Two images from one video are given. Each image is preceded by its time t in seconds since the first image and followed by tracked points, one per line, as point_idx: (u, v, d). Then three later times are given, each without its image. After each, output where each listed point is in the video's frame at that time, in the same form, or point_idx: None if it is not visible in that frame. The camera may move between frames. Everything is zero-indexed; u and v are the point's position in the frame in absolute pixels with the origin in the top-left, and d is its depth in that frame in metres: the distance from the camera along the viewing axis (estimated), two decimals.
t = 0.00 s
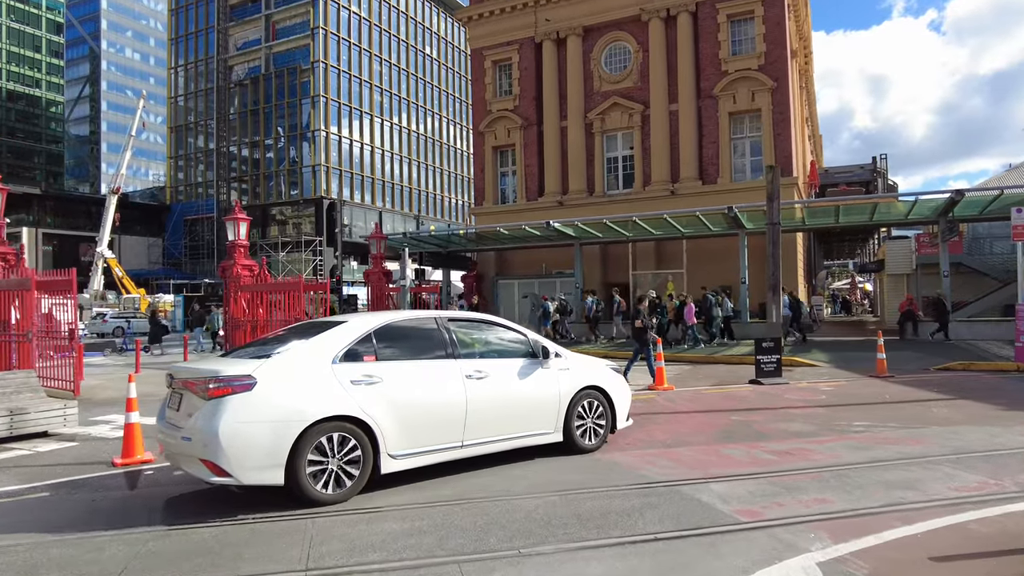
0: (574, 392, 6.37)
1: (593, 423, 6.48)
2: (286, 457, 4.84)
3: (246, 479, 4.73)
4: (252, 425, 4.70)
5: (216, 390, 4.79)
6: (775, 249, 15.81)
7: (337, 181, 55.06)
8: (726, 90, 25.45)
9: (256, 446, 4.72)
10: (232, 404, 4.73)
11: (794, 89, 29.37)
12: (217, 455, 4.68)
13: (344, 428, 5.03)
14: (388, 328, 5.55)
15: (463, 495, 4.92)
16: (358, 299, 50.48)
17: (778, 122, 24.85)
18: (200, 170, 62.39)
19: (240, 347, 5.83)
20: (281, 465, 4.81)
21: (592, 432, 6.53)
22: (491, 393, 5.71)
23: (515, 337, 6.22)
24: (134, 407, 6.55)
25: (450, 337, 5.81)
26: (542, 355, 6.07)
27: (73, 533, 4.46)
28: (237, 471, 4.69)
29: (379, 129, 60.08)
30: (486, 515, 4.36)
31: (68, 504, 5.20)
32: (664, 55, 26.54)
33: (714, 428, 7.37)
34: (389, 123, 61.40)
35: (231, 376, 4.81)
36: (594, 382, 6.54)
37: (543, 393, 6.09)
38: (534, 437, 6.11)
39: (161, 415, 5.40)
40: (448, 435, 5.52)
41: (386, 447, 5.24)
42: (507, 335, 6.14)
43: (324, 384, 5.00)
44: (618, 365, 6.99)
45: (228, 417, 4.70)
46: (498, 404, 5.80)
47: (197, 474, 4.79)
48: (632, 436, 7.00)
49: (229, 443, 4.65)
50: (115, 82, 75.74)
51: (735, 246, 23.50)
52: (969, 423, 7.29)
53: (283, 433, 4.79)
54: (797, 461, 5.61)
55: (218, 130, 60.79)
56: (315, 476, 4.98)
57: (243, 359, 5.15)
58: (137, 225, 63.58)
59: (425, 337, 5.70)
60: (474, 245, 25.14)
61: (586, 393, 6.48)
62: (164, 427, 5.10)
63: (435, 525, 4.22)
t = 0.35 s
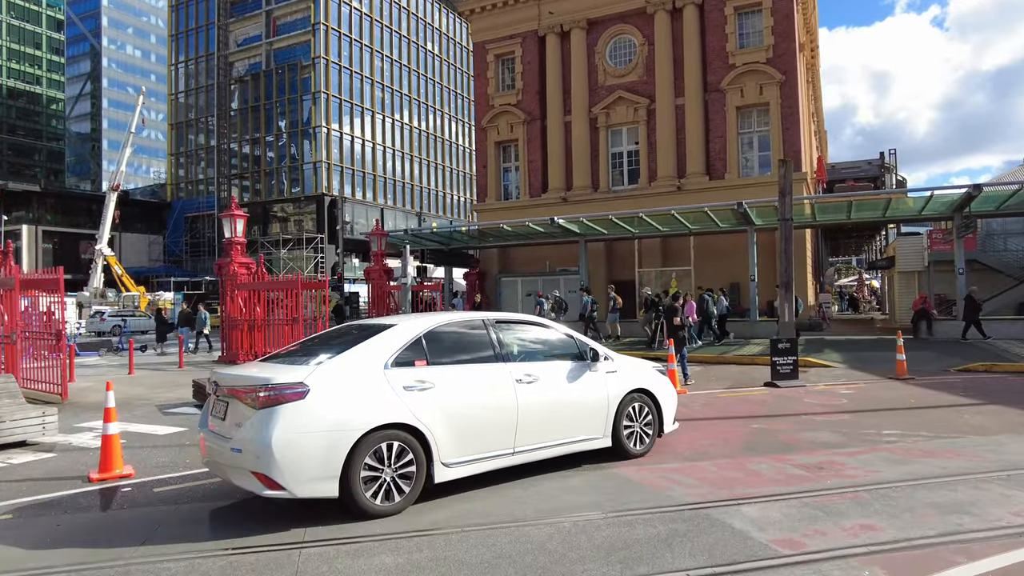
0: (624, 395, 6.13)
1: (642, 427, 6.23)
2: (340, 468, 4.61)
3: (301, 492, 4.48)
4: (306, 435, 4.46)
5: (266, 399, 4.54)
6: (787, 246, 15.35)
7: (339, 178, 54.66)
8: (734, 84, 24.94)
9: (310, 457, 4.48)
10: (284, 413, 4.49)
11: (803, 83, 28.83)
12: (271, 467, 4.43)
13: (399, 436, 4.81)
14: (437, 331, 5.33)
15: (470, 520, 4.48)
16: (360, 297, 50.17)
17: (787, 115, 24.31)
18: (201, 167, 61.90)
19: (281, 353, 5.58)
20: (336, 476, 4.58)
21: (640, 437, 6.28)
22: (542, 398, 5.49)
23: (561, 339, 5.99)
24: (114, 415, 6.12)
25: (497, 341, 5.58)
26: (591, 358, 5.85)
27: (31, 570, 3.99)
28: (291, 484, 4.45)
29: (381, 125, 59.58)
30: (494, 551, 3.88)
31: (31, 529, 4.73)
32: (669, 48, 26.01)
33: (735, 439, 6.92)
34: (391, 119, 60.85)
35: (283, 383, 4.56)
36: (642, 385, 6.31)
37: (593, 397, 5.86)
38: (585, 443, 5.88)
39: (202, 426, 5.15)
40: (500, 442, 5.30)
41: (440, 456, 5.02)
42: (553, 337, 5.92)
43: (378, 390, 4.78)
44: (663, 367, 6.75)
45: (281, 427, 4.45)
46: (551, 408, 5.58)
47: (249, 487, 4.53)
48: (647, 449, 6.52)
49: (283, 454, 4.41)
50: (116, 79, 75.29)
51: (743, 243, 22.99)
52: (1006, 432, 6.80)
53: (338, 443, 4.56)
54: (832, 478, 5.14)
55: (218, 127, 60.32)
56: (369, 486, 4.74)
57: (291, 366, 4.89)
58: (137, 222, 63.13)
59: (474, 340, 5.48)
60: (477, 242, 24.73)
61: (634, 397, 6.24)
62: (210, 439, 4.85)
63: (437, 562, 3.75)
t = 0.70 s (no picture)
0: (680, 394, 5.96)
1: (697, 427, 6.05)
2: (408, 468, 4.45)
3: (372, 493, 4.32)
4: (375, 434, 4.30)
5: (334, 398, 4.38)
6: (802, 242, 14.90)
7: (342, 177, 54.34)
8: (743, 79, 24.47)
9: (379, 457, 4.32)
10: (354, 412, 4.33)
11: (813, 80, 28.37)
12: (342, 468, 4.26)
13: (466, 435, 4.65)
14: (497, 328, 5.16)
15: (487, 539, 4.13)
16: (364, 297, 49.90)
17: (797, 111, 23.86)
18: (203, 165, 61.55)
19: (336, 350, 5.42)
20: (406, 475, 4.41)
21: (694, 436, 6.10)
22: (602, 396, 5.32)
23: (616, 336, 5.81)
24: (101, 420, 5.74)
25: (555, 338, 5.41)
26: (647, 356, 5.68)
27: None
28: (362, 484, 4.28)
29: (384, 124, 59.25)
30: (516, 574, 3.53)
31: (3, 545, 4.36)
32: (677, 43, 25.57)
33: (760, 446, 6.52)
34: (394, 117, 60.46)
35: (352, 381, 4.40)
36: (696, 384, 6.12)
37: (651, 397, 5.69)
38: (642, 443, 5.70)
39: (262, 427, 4.99)
40: (561, 440, 5.13)
41: (505, 455, 4.86)
42: (609, 334, 5.74)
43: (443, 388, 4.62)
44: (713, 365, 6.57)
45: (351, 426, 4.29)
46: (610, 407, 5.41)
47: (317, 488, 4.37)
48: (667, 456, 6.13)
49: (354, 454, 4.25)
50: (120, 78, 75.11)
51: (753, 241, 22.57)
52: None
53: (407, 442, 4.40)
54: (874, 492, 4.76)
55: (221, 126, 60.07)
56: (437, 486, 4.58)
57: (354, 363, 4.73)
58: (140, 221, 62.83)
59: (532, 337, 5.31)
60: (482, 240, 24.33)
61: (689, 395, 6.06)
62: (273, 440, 4.69)
63: None
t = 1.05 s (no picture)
0: (732, 398, 5.86)
1: (748, 431, 5.96)
2: (478, 474, 4.33)
3: (443, 500, 4.19)
4: (447, 442, 4.18)
5: (406, 404, 4.25)
6: (815, 243, 14.55)
7: (346, 177, 54.13)
8: (752, 78, 24.11)
9: (451, 463, 4.20)
10: (427, 418, 4.20)
11: (823, 79, 27.97)
12: (415, 475, 4.13)
13: (532, 441, 4.54)
14: (555, 333, 5.04)
15: (504, 563, 3.82)
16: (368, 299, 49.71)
17: (807, 109, 23.49)
18: (208, 166, 61.31)
19: (389, 355, 5.30)
20: (475, 482, 4.29)
21: (746, 440, 6.02)
22: (661, 401, 5.22)
23: (669, 339, 5.71)
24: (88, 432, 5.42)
25: (614, 342, 5.30)
26: (701, 361, 5.59)
27: None
28: (434, 491, 4.16)
29: (389, 125, 59.07)
30: None
31: None
32: (685, 41, 25.23)
33: (780, 457, 6.20)
34: (399, 117, 60.20)
35: (423, 387, 4.27)
36: (748, 388, 6.03)
37: (708, 402, 5.59)
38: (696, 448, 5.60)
39: (324, 433, 4.85)
40: (622, 446, 5.02)
41: (569, 461, 4.75)
42: (664, 338, 5.63)
43: (509, 394, 4.50)
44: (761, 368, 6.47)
45: (425, 431, 4.16)
46: (669, 412, 5.31)
47: (389, 496, 4.24)
48: (683, 469, 5.79)
49: (428, 461, 4.13)
50: (126, 79, 75.07)
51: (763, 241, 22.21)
52: None
53: (478, 448, 4.28)
54: (908, 511, 4.43)
55: (226, 127, 59.90)
56: (505, 492, 4.46)
57: (419, 368, 4.61)
58: (144, 222, 62.60)
59: (588, 341, 5.18)
60: (487, 240, 24.02)
61: (741, 399, 5.96)
62: (340, 446, 4.55)
63: None
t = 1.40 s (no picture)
0: (786, 399, 5.76)
1: (801, 431, 5.87)
2: (546, 475, 4.23)
3: (512, 501, 4.11)
4: (515, 442, 4.09)
5: (474, 404, 4.16)
6: (829, 242, 14.18)
7: (352, 177, 53.88)
8: (761, 75, 23.73)
9: (519, 463, 4.11)
10: (495, 418, 4.12)
11: (833, 77, 27.54)
12: (485, 475, 4.05)
13: (598, 442, 4.45)
14: (616, 331, 4.93)
15: None
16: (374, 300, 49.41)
17: (818, 107, 23.08)
18: (214, 166, 61.16)
19: (443, 354, 5.22)
20: (543, 483, 4.20)
21: (798, 440, 5.95)
22: (719, 402, 5.12)
23: (724, 339, 5.60)
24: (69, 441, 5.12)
25: (673, 342, 5.20)
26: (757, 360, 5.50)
27: None
28: (503, 492, 4.07)
29: (395, 125, 58.87)
30: None
31: None
32: (694, 38, 24.87)
33: (800, 466, 5.85)
34: (404, 117, 59.94)
35: (491, 386, 4.19)
36: (800, 388, 5.94)
37: (763, 402, 5.50)
38: (752, 448, 5.51)
39: (386, 433, 4.76)
40: (682, 446, 4.93)
41: (632, 463, 4.66)
42: (720, 337, 5.53)
43: (574, 394, 4.41)
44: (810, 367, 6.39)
45: (495, 432, 4.07)
46: (727, 413, 5.22)
47: (457, 495, 4.15)
48: (696, 482, 5.41)
49: (497, 461, 4.04)
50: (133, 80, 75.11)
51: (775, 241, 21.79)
52: None
53: (545, 449, 4.20)
54: (947, 531, 4.04)
55: (232, 127, 59.80)
56: (572, 495, 4.37)
57: (483, 366, 4.53)
58: (150, 222, 62.42)
59: (648, 340, 5.07)
60: (493, 240, 23.67)
61: (793, 399, 5.86)
62: (404, 446, 4.47)
63: None
